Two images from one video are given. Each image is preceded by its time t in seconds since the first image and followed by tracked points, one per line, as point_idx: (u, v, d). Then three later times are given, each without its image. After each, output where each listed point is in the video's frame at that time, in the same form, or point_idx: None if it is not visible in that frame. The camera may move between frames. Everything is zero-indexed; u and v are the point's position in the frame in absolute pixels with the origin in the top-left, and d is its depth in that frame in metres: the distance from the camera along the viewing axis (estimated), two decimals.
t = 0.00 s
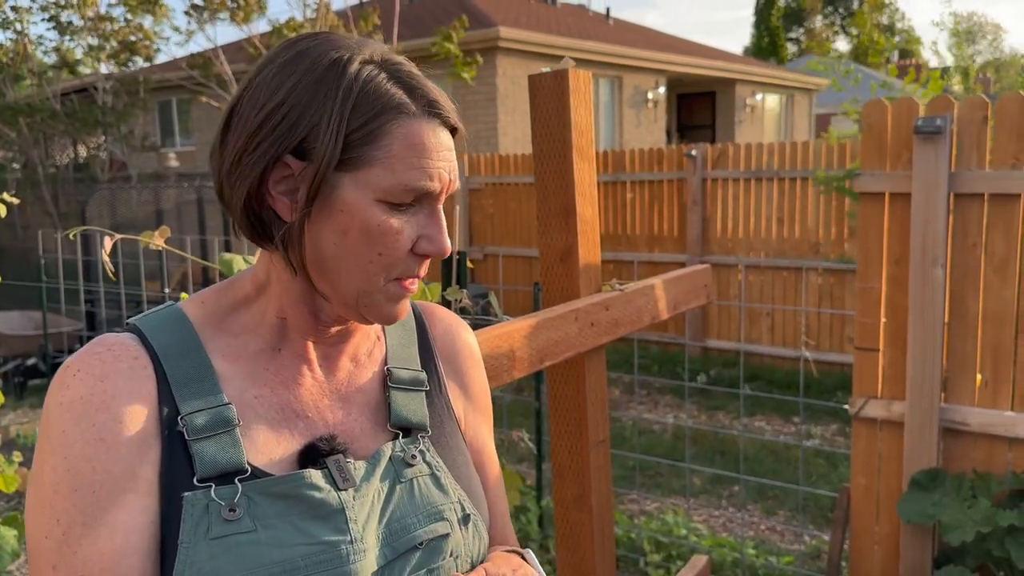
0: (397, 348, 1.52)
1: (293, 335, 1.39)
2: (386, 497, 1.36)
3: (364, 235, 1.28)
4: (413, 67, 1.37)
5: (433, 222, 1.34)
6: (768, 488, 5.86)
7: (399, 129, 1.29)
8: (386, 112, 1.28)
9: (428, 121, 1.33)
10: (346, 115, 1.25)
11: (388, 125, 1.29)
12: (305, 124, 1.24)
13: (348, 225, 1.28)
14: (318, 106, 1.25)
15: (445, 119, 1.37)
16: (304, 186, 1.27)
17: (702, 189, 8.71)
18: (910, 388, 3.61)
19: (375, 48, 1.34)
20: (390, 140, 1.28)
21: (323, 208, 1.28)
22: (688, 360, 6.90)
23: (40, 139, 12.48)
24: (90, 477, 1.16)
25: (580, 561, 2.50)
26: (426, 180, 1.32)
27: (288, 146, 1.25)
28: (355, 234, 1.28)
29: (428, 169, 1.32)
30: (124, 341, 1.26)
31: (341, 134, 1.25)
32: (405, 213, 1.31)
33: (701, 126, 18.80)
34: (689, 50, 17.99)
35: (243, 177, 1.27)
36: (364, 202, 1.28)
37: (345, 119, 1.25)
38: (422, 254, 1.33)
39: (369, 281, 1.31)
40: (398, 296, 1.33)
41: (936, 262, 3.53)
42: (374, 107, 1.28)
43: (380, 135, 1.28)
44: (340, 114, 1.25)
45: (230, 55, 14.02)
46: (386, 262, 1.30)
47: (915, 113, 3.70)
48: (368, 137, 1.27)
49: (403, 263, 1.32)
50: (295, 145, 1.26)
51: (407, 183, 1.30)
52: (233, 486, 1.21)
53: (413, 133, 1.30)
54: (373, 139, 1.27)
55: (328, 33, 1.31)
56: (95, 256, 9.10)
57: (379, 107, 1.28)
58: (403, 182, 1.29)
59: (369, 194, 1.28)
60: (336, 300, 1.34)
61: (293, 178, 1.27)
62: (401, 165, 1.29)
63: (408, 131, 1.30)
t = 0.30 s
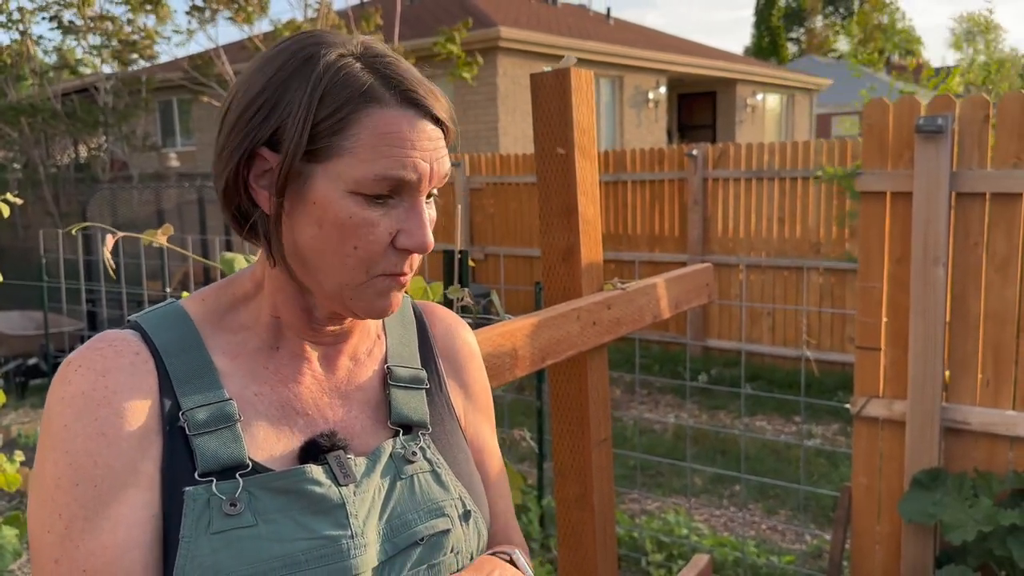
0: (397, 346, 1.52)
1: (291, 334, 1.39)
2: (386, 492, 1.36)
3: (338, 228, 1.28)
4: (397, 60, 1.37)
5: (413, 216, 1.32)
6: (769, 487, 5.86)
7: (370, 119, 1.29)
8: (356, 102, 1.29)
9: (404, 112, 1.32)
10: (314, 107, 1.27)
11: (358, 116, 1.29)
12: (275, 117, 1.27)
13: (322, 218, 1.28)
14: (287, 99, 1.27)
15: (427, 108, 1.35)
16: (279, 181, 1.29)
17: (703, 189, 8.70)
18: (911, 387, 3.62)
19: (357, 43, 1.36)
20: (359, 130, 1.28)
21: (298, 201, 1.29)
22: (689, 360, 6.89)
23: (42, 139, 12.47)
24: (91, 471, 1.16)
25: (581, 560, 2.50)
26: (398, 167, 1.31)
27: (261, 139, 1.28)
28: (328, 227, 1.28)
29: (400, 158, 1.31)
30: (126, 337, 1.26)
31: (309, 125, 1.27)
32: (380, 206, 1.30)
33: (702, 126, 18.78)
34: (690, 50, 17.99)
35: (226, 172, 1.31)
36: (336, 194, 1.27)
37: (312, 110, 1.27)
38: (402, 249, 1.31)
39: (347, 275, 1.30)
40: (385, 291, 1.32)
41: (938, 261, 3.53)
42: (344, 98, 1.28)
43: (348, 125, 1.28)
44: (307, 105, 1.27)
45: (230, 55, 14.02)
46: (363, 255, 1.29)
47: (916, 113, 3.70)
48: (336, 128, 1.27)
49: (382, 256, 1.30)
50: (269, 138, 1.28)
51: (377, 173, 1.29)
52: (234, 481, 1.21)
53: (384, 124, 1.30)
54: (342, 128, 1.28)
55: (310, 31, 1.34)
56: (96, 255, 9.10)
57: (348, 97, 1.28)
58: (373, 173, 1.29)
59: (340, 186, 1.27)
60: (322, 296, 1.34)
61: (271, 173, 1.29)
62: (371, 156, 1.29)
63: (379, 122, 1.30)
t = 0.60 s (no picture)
0: (405, 347, 1.53)
1: (297, 337, 1.39)
2: (394, 492, 1.36)
3: (322, 231, 1.28)
4: (388, 59, 1.37)
5: (400, 218, 1.30)
6: (772, 487, 5.85)
7: (350, 118, 1.29)
8: (337, 102, 1.29)
9: (387, 109, 1.32)
10: (293, 110, 1.28)
11: (337, 116, 1.29)
12: (262, 124, 1.30)
13: (307, 222, 1.28)
14: (273, 105, 1.30)
15: (414, 105, 1.34)
16: (268, 186, 1.31)
17: (706, 188, 8.70)
18: (914, 387, 3.62)
19: (349, 45, 1.36)
20: (336, 130, 1.28)
21: (287, 205, 1.30)
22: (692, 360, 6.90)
23: (45, 139, 12.49)
24: (99, 468, 1.17)
25: (586, 560, 2.50)
26: (380, 166, 1.30)
27: (252, 147, 1.31)
28: (313, 230, 1.28)
29: (382, 158, 1.30)
30: (135, 337, 1.27)
31: (289, 128, 1.28)
32: (365, 207, 1.29)
33: (704, 126, 18.77)
34: (692, 50, 17.99)
35: (229, 181, 1.36)
36: (318, 196, 1.28)
37: (292, 114, 1.28)
38: (389, 252, 1.29)
39: (334, 279, 1.29)
40: (373, 297, 1.30)
41: (941, 261, 3.53)
42: (323, 99, 1.29)
43: (326, 124, 1.28)
44: (289, 109, 1.28)
45: (232, 55, 14.04)
46: (348, 260, 1.28)
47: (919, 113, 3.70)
48: (315, 129, 1.28)
49: (367, 259, 1.29)
50: (259, 144, 1.31)
51: (356, 173, 1.28)
52: (241, 479, 1.21)
53: (363, 122, 1.29)
54: (320, 129, 1.28)
55: (305, 39, 1.37)
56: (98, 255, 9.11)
57: (328, 98, 1.29)
58: (352, 173, 1.28)
59: (322, 188, 1.28)
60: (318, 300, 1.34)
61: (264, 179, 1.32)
62: (349, 156, 1.28)
63: (358, 121, 1.29)
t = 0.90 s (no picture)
0: (420, 348, 1.54)
1: (311, 341, 1.40)
2: (407, 496, 1.37)
3: (328, 238, 1.28)
4: (392, 61, 1.37)
5: (405, 224, 1.30)
6: (775, 487, 5.86)
7: (353, 123, 1.29)
8: (340, 106, 1.29)
9: (390, 112, 1.31)
10: (297, 115, 1.29)
11: (340, 119, 1.29)
12: (268, 129, 1.31)
13: (314, 228, 1.29)
14: (278, 110, 1.31)
15: (418, 108, 1.34)
16: (276, 191, 1.32)
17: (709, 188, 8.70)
18: (919, 387, 3.61)
19: (354, 48, 1.37)
20: (340, 135, 1.28)
21: (294, 211, 1.31)
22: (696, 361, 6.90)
23: (48, 139, 12.52)
24: (112, 472, 1.18)
25: (592, 560, 2.51)
26: (383, 171, 1.30)
27: (258, 152, 1.32)
28: (319, 237, 1.29)
29: (385, 164, 1.30)
30: (149, 340, 1.27)
31: (293, 134, 1.29)
32: (371, 214, 1.29)
33: (706, 126, 18.76)
34: (695, 50, 17.98)
35: (238, 185, 1.37)
36: (323, 203, 1.28)
37: (296, 120, 1.29)
38: (395, 259, 1.29)
39: (341, 285, 1.29)
40: (377, 304, 1.30)
41: (945, 261, 3.53)
42: (326, 103, 1.29)
43: (329, 129, 1.28)
44: (293, 114, 1.29)
45: (236, 55, 14.06)
46: (353, 267, 1.28)
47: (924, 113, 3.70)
48: (319, 134, 1.28)
49: (372, 266, 1.29)
50: (266, 150, 1.32)
51: (359, 179, 1.28)
52: (254, 483, 1.22)
53: (366, 126, 1.29)
54: (324, 134, 1.28)
55: (311, 41, 1.37)
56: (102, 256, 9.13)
57: (331, 101, 1.29)
58: (356, 178, 1.28)
59: (327, 194, 1.28)
60: (328, 307, 1.34)
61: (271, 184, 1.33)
62: (352, 161, 1.28)
63: (361, 125, 1.29)
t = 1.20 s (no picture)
0: (434, 343, 1.54)
1: (322, 337, 1.40)
2: (419, 493, 1.37)
3: (344, 235, 1.29)
4: (393, 54, 1.37)
5: (421, 216, 1.31)
6: (780, 487, 5.85)
7: (363, 120, 1.29)
8: (347, 104, 1.29)
9: (397, 106, 1.32)
10: (304, 116, 1.29)
11: (348, 117, 1.29)
12: (273, 131, 1.31)
13: (328, 226, 1.29)
14: (282, 112, 1.30)
15: (423, 100, 1.34)
16: (285, 192, 1.32)
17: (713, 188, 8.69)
18: (925, 386, 3.61)
19: (352, 44, 1.36)
20: (350, 133, 1.28)
21: (306, 211, 1.31)
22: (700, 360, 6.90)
23: (52, 139, 12.53)
24: (120, 470, 1.18)
25: (599, 560, 2.51)
26: (396, 167, 1.30)
27: (264, 155, 1.32)
28: (335, 235, 1.29)
29: (396, 158, 1.30)
30: (160, 336, 1.28)
31: (301, 135, 1.29)
32: (386, 208, 1.30)
33: (710, 125, 18.75)
34: (698, 49, 17.98)
35: (242, 189, 1.36)
36: (337, 200, 1.29)
37: (303, 121, 1.29)
38: (413, 251, 1.30)
39: (359, 281, 1.30)
40: (397, 298, 1.31)
41: (951, 260, 3.53)
42: (332, 102, 1.29)
43: (339, 127, 1.28)
44: (299, 114, 1.29)
45: (239, 55, 14.06)
46: (372, 262, 1.29)
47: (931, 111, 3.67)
48: (329, 133, 1.28)
49: (390, 260, 1.30)
50: (273, 152, 1.31)
51: (374, 175, 1.28)
52: (265, 478, 1.22)
53: (376, 123, 1.30)
54: (333, 132, 1.28)
55: (306, 39, 1.36)
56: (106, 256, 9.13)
57: (338, 100, 1.29)
58: (370, 175, 1.28)
59: (340, 192, 1.28)
60: (343, 303, 1.35)
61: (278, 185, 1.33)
62: (365, 157, 1.28)
63: (370, 121, 1.29)
